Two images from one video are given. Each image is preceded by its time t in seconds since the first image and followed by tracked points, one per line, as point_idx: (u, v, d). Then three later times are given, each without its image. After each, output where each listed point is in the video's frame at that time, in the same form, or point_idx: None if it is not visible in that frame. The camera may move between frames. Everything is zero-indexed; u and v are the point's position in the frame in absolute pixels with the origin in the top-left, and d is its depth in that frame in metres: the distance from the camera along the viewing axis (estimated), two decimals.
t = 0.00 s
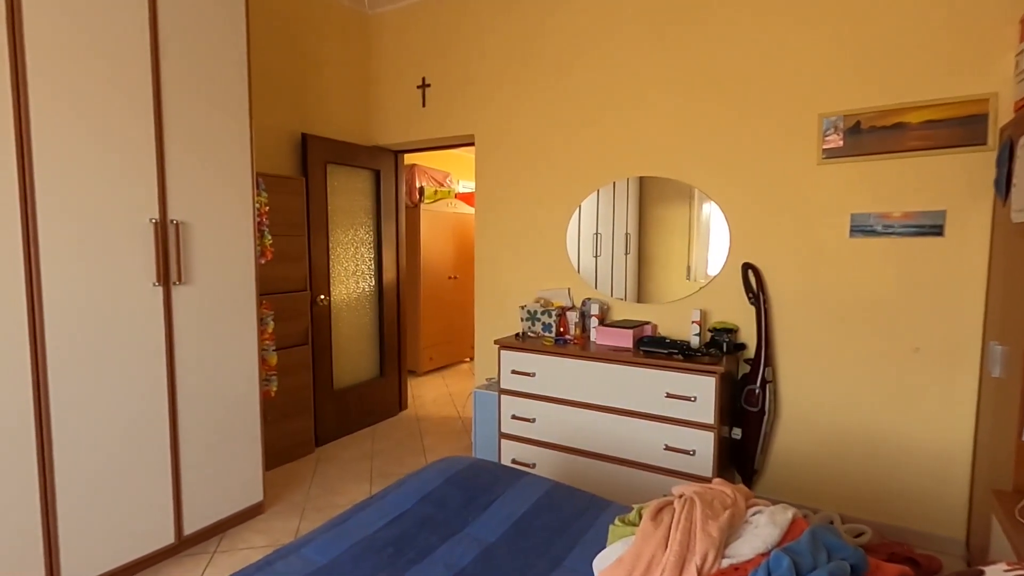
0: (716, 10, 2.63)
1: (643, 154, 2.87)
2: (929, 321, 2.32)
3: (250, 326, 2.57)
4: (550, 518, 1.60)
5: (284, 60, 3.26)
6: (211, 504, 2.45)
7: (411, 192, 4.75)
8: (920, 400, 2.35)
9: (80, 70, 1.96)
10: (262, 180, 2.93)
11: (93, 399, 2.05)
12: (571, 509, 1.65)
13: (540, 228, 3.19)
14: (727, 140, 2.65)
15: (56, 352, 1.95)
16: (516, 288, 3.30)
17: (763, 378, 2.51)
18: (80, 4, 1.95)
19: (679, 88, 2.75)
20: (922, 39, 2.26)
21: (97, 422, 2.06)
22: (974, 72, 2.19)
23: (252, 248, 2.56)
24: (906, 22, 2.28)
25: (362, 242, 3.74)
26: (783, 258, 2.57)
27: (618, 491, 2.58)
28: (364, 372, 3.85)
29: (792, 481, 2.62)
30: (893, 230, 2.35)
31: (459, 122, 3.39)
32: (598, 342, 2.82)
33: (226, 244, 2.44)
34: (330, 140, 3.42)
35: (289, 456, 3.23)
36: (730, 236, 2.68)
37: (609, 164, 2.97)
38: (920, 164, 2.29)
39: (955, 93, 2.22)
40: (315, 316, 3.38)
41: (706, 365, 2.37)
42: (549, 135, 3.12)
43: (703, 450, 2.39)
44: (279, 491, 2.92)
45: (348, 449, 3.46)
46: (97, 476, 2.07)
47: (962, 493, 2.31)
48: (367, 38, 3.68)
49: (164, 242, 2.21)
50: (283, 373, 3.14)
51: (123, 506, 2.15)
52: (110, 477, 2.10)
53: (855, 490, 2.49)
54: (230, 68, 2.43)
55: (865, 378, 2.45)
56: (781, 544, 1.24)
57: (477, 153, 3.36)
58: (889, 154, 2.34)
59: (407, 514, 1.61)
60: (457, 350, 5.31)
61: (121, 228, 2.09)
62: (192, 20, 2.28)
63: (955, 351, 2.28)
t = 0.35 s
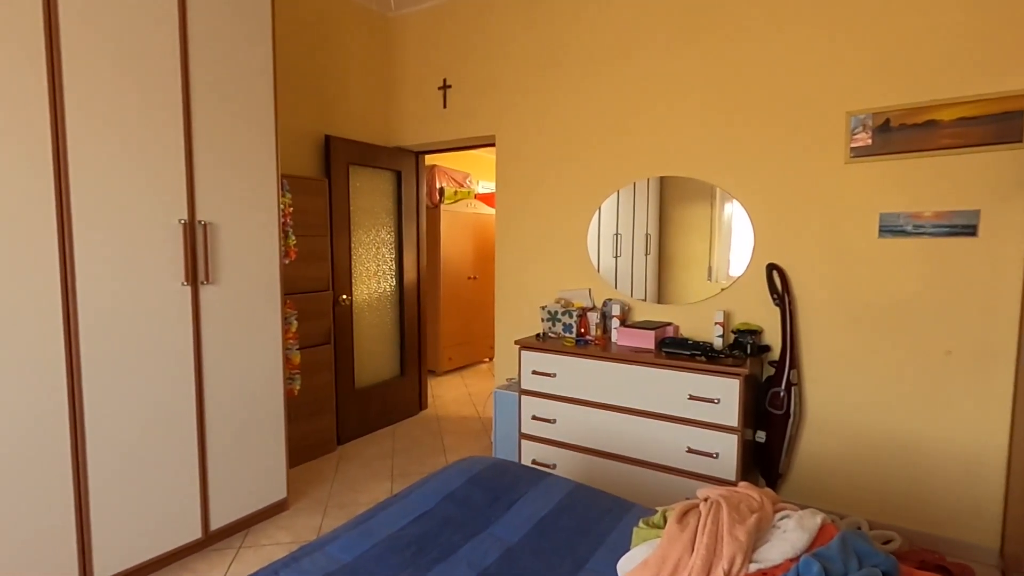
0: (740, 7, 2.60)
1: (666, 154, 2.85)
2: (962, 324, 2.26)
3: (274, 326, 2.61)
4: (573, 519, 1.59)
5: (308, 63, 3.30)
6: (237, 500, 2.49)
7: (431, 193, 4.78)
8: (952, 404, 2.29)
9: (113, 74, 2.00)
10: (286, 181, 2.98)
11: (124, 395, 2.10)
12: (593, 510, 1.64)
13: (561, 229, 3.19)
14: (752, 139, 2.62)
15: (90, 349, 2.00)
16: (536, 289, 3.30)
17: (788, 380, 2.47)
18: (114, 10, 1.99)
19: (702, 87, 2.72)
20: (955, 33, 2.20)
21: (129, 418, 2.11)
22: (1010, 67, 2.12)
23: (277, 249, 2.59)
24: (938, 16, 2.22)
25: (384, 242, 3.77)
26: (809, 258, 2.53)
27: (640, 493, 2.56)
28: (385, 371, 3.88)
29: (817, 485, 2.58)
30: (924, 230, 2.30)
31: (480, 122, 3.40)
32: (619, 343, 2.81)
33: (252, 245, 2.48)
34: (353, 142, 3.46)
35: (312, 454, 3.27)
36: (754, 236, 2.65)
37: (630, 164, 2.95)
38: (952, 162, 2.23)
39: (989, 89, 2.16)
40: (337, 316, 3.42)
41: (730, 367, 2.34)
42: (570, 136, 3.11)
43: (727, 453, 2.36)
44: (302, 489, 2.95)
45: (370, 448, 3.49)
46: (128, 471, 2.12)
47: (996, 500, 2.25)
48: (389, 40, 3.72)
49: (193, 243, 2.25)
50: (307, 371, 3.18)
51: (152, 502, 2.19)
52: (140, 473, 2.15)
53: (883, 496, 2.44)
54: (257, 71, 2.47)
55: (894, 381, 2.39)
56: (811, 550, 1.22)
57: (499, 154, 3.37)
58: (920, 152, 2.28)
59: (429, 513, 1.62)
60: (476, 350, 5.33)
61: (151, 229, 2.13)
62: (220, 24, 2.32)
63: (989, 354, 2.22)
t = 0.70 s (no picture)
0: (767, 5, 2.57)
1: (690, 154, 2.83)
2: (998, 327, 2.19)
3: (300, 325, 2.65)
4: (597, 521, 1.59)
5: (333, 65, 3.34)
6: (263, 497, 2.54)
7: (452, 194, 4.80)
8: (988, 410, 2.23)
9: (146, 78, 2.05)
10: (312, 183, 3.02)
11: (156, 392, 2.15)
12: (618, 512, 1.64)
13: (583, 230, 3.18)
14: (779, 139, 2.58)
15: (124, 347, 2.05)
16: (558, 290, 3.29)
17: (815, 384, 2.43)
18: (148, 16, 2.04)
19: (728, 86, 2.69)
20: (991, 28, 2.14)
21: (161, 415, 2.16)
22: None
23: (303, 250, 2.63)
24: (973, 11, 2.16)
25: (406, 243, 3.80)
26: (838, 259, 2.48)
27: (663, 496, 2.54)
28: (407, 371, 3.91)
29: (845, 490, 2.53)
30: (958, 231, 2.24)
31: (503, 124, 3.41)
32: (642, 344, 2.79)
33: (278, 246, 2.52)
34: (377, 143, 3.49)
35: (336, 452, 3.31)
36: (780, 237, 2.61)
37: (654, 165, 2.93)
38: (988, 161, 2.17)
39: None
40: (361, 316, 3.46)
41: (756, 370, 2.31)
42: (593, 136, 3.10)
43: (752, 457, 2.33)
44: (326, 487, 2.99)
45: (392, 447, 3.52)
46: (160, 466, 2.16)
47: None
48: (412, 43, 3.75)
49: (222, 244, 2.30)
50: (331, 370, 3.22)
51: (182, 497, 2.24)
52: (171, 468, 2.20)
53: (914, 503, 2.38)
54: (284, 74, 2.51)
55: (926, 386, 2.34)
56: (842, 557, 1.20)
57: (521, 155, 3.37)
58: (953, 151, 2.22)
59: (454, 513, 1.63)
60: (496, 351, 5.34)
61: (183, 230, 2.18)
62: (249, 29, 2.36)
63: None
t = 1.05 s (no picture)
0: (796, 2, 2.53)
1: (716, 153, 2.80)
2: None
3: (326, 325, 2.69)
4: (623, 522, 1.58)
5: (359, 67, 3.38)
6: (289, 493, 2.58)
7: (475, 194, 4.82)
8: None
9: (180, 80, 2.10)
10: (337, 184, 3.06)
11: (189, 389, 2.20)
12: (644, 514, 1.63)
13: (607, 230, 3.17)
14: (808, 137, 2.54)
15: (158, 345, 2.10)
16: (581, 290, 3.29)
17: (845, 387, 2.38)
18: (182, 20, 2.09)
19: (755, 84, 2.66)
20: None
21: (193, 411, 2.21)
22: None
23: (329, 250, 2.67)
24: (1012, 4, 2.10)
25: (429, 243, 3.83)
26: (869, 260, 2.43)
27: (687, 499, 2.52)
28: (429, 371, 3.94)
29: (876, 497, 2.47)
30: (995, 231, 2.18)
31: (526, 124, 3.42)
32: (666, 346, 2.76)
33: (305, 246, 2.56)
34: (401, 145, 3.53)
35: (359, 450, 3.35)
36: (808, 237, 2.57)
37: (679, 165, 2.91)
38: None
39: None
40: (385, 316, 3.49)
41: (783, 373, 2.27)
42: (617, 136, 3.09)
43: (779, 461, 2.29)
44: (351, 484, 3.03)
45: (415, 446, 3.54)
46: (191, 461, 2.21)
47: None
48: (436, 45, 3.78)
49: (252, 244, 2.34)
50: (356, 369, 3.26)
51: (212, 492, 2.29)
52: (202, 463, 2.25)
53: (948, 511, 2.31)
54: (312, 77, 2.55)
55: (961, 390, 2.27)
56: (877, 564, 1.17)
57: (544, 156, 3.37)
58: (990, 148, 2.16)
59: (479, 512, 1.64)
60: (518, 351, 5.34)
61: (214, 229, 2.23)
62: (278, 32, 2.41)
63: None
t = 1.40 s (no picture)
0: None
1: (741, 152, 2.76)
2: None
3: (350, 325, 2.72)
4: (649, 525, 1.57)
5: (384, 70, 3.41)
6: (315, 491, 2.62)
7: (496, 195, 4.83)
8: None
9: (211, 83, 2.14)
10: (362, 186, 3.09)
11: (217, 387, 2.24)
12: (669, 517, 1.61)
13: (629, 231, 3.15)
14: (838, 135, 2.49)
15: (189, 344, 2.15)
16: (603, 291, 3.27)
17: (875, 391, 2.32)
18: (213, 24, 2.14)
19: (782, 83, 2.62)
20: None
21: (221, 409, 2.25)
22: None
23: (353, 250, 2.70)
24: None
25: (451, 244, 3.84)
26: (900, 261, 2.37)
27: (712, 503, 2.49)
28: (451, 371, 3.96)
29: (907, 503, 2.41)
30: None
31: (548, 125, 3.42)
32: (690, 347, 2.73)
33: (330, 247, 2.59)
34: (423, 146, 3.55)
35: (382, 449, 3.38)
36: (837, 238, 2.52)
37: (703, 165, 2.88)
38: None
39: None
40: (407, 316, 3.51)
41: (811, 376, 2.23)
42: (640, 136, 3.07)
43: (807, 465, 2.25)
44: (374, 483, 3.05)
45: (436, 446, 3.56)
46: (220, 457, 2.26)
47: None
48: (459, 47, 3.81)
49: (278, 245, 2.38)
50: (379, 369, 3.29)
51: (240, 488, 2.33)
52: (230, 460, 2.29)
53: (983, 519, 2.25)
54: (338, 81, 2.59)
55: (998, 395, 2.20)
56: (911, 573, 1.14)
57: (567, 156, 3.37)
58: None
59: (503, 512, 1.64)
60: (539, 352, 5.34)
61: (242, 230, 2.27)
62: (305, 35, 2.44)
63: None
